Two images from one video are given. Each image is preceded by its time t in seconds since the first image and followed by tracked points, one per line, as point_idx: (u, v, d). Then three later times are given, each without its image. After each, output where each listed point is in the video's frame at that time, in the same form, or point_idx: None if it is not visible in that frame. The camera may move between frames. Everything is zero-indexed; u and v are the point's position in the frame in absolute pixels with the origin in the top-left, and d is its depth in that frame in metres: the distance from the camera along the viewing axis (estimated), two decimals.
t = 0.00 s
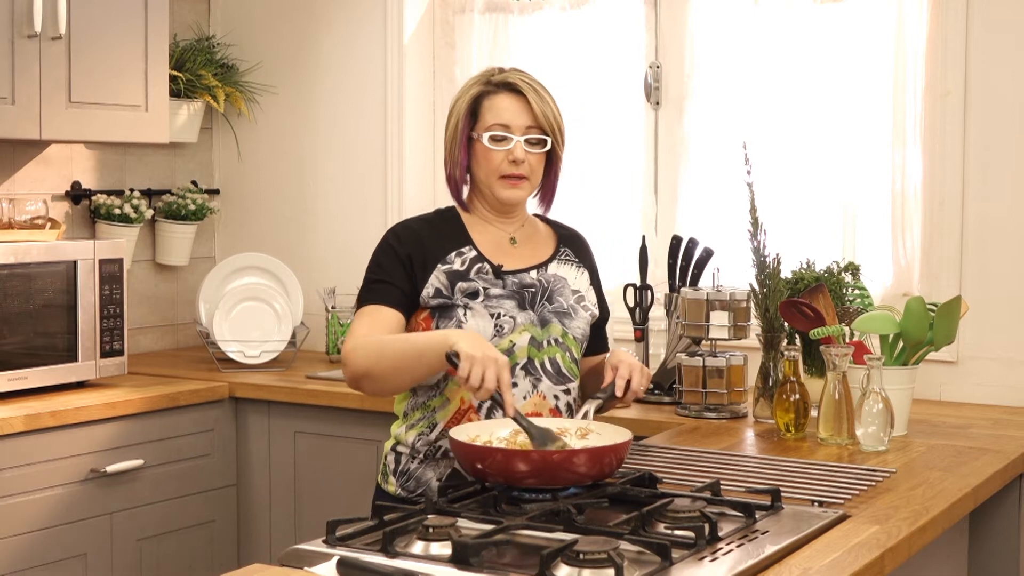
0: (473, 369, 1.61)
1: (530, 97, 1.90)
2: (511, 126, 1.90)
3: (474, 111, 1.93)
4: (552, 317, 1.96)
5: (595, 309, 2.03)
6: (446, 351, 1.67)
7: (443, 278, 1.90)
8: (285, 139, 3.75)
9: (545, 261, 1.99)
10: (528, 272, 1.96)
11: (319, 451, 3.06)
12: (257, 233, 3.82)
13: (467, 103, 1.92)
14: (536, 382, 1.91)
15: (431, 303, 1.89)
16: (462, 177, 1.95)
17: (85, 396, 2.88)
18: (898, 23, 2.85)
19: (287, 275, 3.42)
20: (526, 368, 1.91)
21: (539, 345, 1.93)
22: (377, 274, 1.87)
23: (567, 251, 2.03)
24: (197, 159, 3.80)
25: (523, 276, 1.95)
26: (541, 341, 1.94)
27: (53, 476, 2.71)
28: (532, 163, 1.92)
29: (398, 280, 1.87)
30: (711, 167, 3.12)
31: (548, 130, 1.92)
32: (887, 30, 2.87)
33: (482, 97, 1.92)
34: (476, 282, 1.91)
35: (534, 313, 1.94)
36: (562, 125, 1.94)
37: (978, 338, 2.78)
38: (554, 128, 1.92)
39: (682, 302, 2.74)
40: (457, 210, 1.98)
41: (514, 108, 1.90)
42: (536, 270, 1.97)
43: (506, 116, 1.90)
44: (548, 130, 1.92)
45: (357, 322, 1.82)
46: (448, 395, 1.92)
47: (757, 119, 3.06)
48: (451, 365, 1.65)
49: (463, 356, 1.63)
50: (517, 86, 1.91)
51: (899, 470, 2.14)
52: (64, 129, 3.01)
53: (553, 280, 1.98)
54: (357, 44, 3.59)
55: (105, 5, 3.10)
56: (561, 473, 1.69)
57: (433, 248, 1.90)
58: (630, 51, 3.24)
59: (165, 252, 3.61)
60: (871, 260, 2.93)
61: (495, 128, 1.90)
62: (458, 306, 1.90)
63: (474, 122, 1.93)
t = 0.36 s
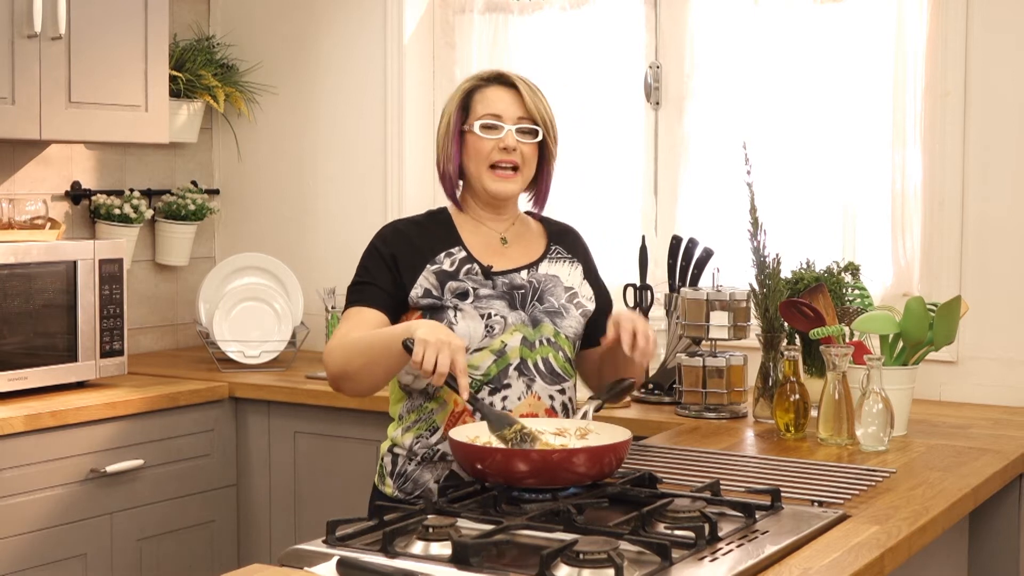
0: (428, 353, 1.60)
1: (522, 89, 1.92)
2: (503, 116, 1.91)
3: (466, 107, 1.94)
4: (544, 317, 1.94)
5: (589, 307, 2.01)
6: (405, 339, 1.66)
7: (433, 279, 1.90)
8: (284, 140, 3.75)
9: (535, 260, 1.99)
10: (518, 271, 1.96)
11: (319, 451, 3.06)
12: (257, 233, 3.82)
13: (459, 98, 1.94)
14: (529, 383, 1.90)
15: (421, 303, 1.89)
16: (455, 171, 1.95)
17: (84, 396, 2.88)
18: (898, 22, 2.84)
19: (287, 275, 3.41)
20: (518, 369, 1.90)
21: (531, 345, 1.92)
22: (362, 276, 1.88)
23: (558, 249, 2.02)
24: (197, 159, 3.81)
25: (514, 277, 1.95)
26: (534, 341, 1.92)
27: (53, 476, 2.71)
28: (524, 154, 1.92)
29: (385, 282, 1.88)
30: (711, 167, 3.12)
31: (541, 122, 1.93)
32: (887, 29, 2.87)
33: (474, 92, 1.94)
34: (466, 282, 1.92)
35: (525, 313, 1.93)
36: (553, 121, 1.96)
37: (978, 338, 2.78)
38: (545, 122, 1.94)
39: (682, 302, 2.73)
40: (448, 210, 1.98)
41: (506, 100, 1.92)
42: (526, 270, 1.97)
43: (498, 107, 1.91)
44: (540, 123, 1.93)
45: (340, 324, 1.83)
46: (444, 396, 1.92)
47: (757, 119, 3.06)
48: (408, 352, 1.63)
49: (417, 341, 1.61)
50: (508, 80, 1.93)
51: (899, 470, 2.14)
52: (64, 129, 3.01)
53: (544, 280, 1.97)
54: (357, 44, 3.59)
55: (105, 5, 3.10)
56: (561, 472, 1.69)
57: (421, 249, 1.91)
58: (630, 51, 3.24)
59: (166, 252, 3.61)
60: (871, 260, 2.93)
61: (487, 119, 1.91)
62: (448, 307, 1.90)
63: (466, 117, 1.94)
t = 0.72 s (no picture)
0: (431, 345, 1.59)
1: (522, 94, 1.91)
2: (502, 121, 1.90)
3: (469, 110, 1.95)
4: (538, 312, 1.93)
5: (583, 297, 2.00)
6: (410, 329, 1.66)
7: (430, 272, 1.91)
8: (284, 140, 3.75)
9: (532, 256, 1.97)
10: (515, 271, 1.94)
11: (319, 451, 3.06)
12: (257, 233, 3.82)
13: (463, 101, 1.94)
14: (525, 377, 1.90)
15: (418, 296, 1.90)
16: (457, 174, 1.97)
17: (84, 396, 2.88)
18: (898, 23, 2.84)
19: (287, 275, 3.41)
20: (513, 363, 1.90)
21: (526, 340, 1.92)
22: (365, 269, 1.90)
23: (553, 238, 2.00)
24: (197, 159, 3.81)
25: (510, 276, 1.94)
26: (529, 336, 1.92)
27: (52, 476, 2.71)
28: (522, 160, 1.91)
29: (387, 274, 1.90)
30: (711, 166, 3.13)
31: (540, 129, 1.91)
32: (887, 30, 2.87)
33: (477, 95, 1.93)
34: (462, 277, 1.92)
35: (519, 310, 1.93)
36: (556, 127, 1.94)
37: (978, 338, 2.78)
38: (546, 127, 1.92)
39: (682, 302, 2.73)
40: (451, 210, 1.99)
41: (507, 104, 1.91)
42: (524, 268, 1.95)
43: (497, 112, 1.90)
44: (540, 129, 1.92)
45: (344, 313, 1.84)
46: (438, 390, 1.92)
47: (757, 119, 3.06)
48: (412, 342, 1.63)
49: (421, 331, 1.60)
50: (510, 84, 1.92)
51: (899, 470, 2.14)
52: (64, 129, 3.01)
53: (540, 274, 1.96)
54: (357, 44, 3.58)
55: (105, 5, 3.10)
56: (561, 472, 1.69)
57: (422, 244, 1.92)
58: (630, 51, 3.24)
59: (165, 252, 3.61)
60: (871, 260, 2.92)
61: (487, 123, 1.91)
62: (443, 301, 1.90)
63: (469, 119, 1.94)
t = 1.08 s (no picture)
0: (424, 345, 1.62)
1: (537, 99, 1.88)
2: (517, 128, 1.88)
3: (489, 114, 1.94)
4: (538, 312, 1.92)
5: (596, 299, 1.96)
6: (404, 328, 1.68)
7: (437, 269, 1.94)
8: (284, 140, 3.75)
9: (543, 256, 1.95)
10: (521, 271, 1.93)
11: (319, 451, 3.06)
12: (257, 234, 3.82)
13: (482, 105, 1.94)
14: (523, 375, 1.90)
15: (423, 291, 1.93)
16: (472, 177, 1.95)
17: (84, 397, 2.88)
18: (898, 23, 2.84)
19: (287, 275, 3.41)
20: (512, 362, 1.91)
21: (526, 339, 1.91)
22: (375, 262, 1.95)
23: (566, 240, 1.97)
24: (197, 159, 3.81)
25: (516, 275, 1.93)
26: (528, 336, 1.91)
27: (53, 476, 2.71)
28: (538, 166, 1.88)
29: (394, 269, 1.94)
30: (711, 167, 3.13)
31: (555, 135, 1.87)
32: (887, 30, 2.87)
33: (495, 99, 1.93)
34: (468, 275, 1.93)
35: (519, 309, 1.92)
36: (574, 133, 1.91)
37: (978, 338, 2.78)
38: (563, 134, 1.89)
39: (682, 302, 2.73)
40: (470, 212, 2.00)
41: (523, 110, 1.89)
42: (531, 269, 1.94)
43: (512, 117, 1.89)
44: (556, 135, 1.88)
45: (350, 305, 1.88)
46: (437, 387, 1.93)
47: (757, 119, 3.06)
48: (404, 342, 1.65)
49: (414, 332, 1.63)
50: (527, 88, 1.90)
51: (899, 471, 2.14)
52: (64, 129, 3.01)
53: (546, 275, 1.93)
54: (357, 44, 3.58)
55: (105, 5, 3.10)
56: (561, 473, 1.69)
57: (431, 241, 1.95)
58: (630, 51, 3.24)
59: (165, 252, 3.61)
60: (871, 260, 2.92)
61: (503, 128, 1.89)
62: (446, 297, 1.93)
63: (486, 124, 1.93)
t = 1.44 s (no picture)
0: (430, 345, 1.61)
1: (545, 104, 1.91)
2: (524, 132, 1.91)
3: (492, 113, 1.95)
4: (546, 314, 1.93)
5: (605, 305, 1.97)
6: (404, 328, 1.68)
7: (441, 272, 1.94)
8: (284, 140, 3.75)
9: (549, 261, 1.97)
10: (527, 272, 1.95)
11: (318, 451, 3.06)
12: (256, 234, 3.82)
13: (486, 105, 1.95)
14: (527, 377, 1.91)
15: (427, 295, 1.94)
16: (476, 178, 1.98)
17: (84, 397, 2.88)
18: (899, 22, 2.84)
19: (286, 274, 3.41)
20: (517, 363, 1.91)
21: (532, 341, 1.92)
22: (377, 266, 1.96)
23: (575, 251, 1.99)
24: (197, 159, 3.80)
25: (522, 276, 1.94)
26: (534, 337, 1.92)
27: (52, 476, 2.71)
28: (542, 171, 1.93)
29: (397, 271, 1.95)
30: (711, 166, 3.13)
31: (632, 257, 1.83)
32: (888, 30, 2.87)
33: (500, 100, 1.94)
34: (473, 278, 1.94)
35: (526, 311, 1.93)
36: (578, 136, 1.94)
37: (978, 338, 2.78)
38: (569, 139, 1.93)
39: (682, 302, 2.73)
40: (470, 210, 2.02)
41: (529, 114, 1.91)
42: (537, 270, 1.95)
43: (520, 122, 1.91)
44: (562, 140, 1.93)
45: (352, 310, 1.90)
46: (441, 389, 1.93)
47: (756, 120, 3.06)
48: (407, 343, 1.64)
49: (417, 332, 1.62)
50: (534, 92, 1.92)
51: (899, 470, 2.14)
52: (64, 130, 3.01)
53: (554, 280, 1.95)
54: (357, 44, 3.58)
55: (105, 5, 3.10)
56: (560, 473, 1.69)
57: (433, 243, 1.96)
58: (630, 51, 3.24)
59: (165, 253, 3.61)
60: (871, 260, 2.92)
61: (509, 133, 1.91)
62: (451, 300, 1.93)
63: (491, 125, 1.95)
